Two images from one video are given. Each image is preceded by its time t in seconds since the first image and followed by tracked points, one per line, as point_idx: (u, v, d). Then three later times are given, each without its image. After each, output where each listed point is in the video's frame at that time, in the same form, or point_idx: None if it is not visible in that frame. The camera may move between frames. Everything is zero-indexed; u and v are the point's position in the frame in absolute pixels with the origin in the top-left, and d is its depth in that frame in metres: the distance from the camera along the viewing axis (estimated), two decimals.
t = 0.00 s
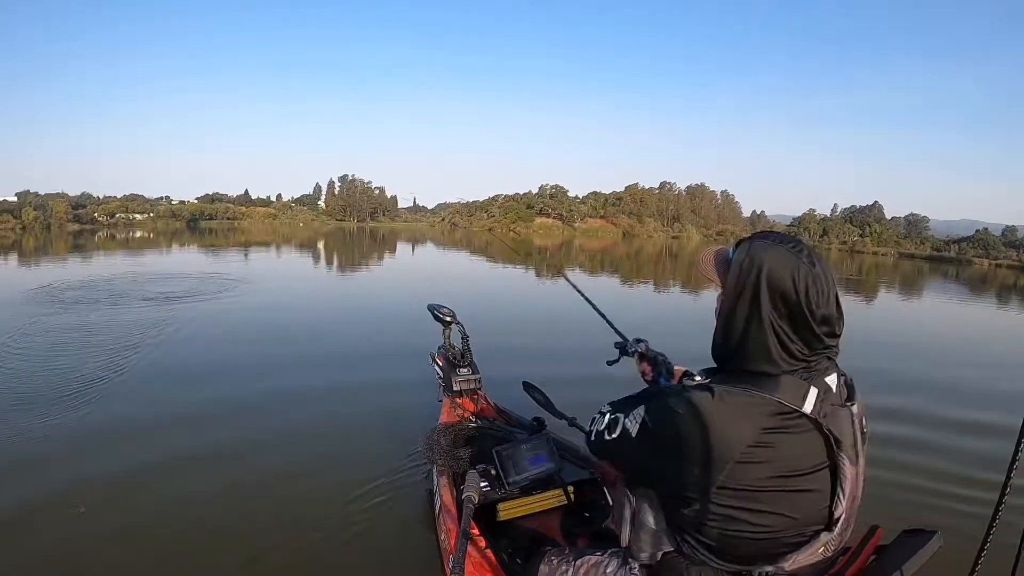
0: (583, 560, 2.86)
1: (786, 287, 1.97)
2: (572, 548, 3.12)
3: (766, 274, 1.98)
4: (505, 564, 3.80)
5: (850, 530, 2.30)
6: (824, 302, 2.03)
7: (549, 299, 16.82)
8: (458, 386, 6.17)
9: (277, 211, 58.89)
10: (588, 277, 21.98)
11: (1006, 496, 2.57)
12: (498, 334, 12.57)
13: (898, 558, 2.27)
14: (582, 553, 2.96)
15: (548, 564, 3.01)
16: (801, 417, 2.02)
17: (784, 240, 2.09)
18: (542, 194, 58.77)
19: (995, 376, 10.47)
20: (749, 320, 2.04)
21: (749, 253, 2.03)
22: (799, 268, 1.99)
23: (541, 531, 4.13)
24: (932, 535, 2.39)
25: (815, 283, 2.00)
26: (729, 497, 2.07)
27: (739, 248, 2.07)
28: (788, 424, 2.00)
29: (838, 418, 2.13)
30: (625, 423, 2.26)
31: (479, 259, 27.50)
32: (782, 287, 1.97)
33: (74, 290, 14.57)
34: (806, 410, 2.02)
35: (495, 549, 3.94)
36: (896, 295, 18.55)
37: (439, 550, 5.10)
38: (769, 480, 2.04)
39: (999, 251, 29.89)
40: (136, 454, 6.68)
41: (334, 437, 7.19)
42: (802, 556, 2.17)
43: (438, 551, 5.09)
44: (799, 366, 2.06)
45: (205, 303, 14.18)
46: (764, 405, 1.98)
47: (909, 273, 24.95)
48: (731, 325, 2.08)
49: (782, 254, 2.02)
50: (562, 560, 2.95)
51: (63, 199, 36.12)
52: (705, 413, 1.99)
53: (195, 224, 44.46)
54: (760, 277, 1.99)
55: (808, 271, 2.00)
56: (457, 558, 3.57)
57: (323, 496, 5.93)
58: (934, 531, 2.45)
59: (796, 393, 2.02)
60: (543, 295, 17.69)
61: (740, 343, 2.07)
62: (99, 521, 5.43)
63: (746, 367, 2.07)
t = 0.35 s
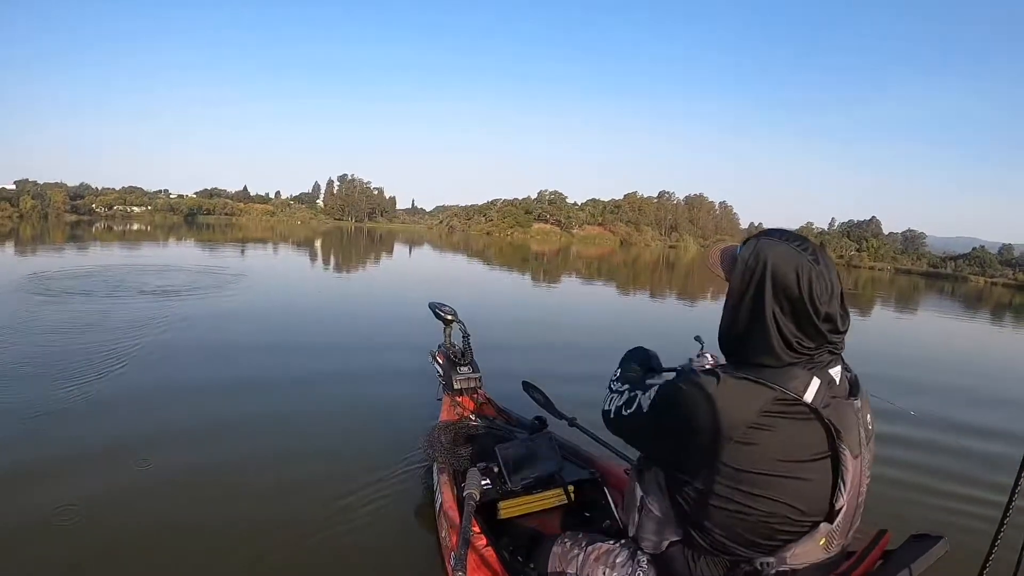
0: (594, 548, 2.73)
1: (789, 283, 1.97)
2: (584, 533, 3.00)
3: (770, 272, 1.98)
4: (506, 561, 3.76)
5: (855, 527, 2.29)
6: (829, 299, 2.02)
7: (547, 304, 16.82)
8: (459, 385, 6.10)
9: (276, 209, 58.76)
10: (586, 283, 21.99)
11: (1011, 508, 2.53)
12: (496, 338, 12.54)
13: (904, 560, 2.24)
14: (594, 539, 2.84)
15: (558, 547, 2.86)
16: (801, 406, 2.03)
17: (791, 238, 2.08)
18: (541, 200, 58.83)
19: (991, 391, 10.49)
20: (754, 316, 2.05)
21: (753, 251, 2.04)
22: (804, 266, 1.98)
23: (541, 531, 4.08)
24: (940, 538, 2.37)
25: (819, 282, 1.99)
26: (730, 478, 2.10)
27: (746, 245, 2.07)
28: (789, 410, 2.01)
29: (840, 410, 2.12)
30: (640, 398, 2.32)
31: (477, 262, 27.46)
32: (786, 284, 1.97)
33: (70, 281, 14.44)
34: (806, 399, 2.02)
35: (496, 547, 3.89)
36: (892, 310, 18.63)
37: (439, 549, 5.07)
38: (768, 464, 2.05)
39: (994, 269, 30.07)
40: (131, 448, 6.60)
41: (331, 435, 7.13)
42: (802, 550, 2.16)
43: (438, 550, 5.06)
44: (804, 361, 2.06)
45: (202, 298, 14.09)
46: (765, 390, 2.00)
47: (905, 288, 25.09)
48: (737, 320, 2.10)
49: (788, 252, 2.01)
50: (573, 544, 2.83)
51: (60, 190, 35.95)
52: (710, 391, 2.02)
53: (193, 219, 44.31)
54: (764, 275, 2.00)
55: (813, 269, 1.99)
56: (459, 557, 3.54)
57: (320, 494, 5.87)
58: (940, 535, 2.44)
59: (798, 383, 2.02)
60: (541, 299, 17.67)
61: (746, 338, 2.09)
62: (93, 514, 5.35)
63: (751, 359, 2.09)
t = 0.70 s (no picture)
0: (584, 563, 2.83)
1: (806, 286, 1.94)
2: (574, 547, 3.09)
3: (783, 274, 1.94)
4: (505, 564, 3.84)
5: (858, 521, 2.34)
6: (840, 301, 2.01)
7: (548, 295, 16.84)
8: (459, 387, 6.15)
9: (275, 213, 58.88)
10: (587, 272, 21.98)
11: (1005, 499, 2.57)
12: (497, 332, 12.55)
13: (896, 558, 2.27)
14: (583, 554, 2.92)
15: (549, 566, 2.96)
16: (822, 404, 2.05)
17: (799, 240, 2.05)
18: (540, 190, 58.74)
19: (996, 362, 10.43)
20: (767, 320, 2.01)
21: (764, 252, 2.00)
22: (816, 266, 1.97)
23: (540, 532, 4.14)
24: (932, 533, 2.39)
25: (830, 282, 1.97)
26: (769, 497, 2.07)
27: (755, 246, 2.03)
28: (815, 414, 2.03)
29: (848, 406, 2.18)
30: (649, 449, 2.16)
31: (477, 256, 27.48)
32: (800, 286, 1.94)
33: (73, 296, 14.55)
34: (827, 397, 2.04)
35: (495, 551, 3.96)
36: (895, 284, 18.56)
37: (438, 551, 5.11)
38: (804, 471, 2.05)
39: (997, 238, 29.87)
40: (137, 459, 6.68)
41: (334, 439, 7.18)
42: (820, 543, 2.21)
43: (438, 552, 5.09)
44: (818, 363, 2.05)
45: (204, 307, 14.17)
46: (793, 395, 2.00)
47: (909, 262, 24.97)
48: (748, 324, 2.06)
49: (799, 253, 1.99)
50: (563, 562, 2.91)
51: (60, 206, 36.14)
52: (735, 416, 1.98)
53: (193, 227, 44.46)
54: (778, 277, 1.96)
55: (824, 269, 1.97)
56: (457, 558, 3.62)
57: (324, 498, 5.92)
58: (934, 530, 2.45)
59: (816, 382, 2.04)
60: (542, 290, 17.66)
61: (759, 342, 2.04)
62: (102, 527, 5.43)
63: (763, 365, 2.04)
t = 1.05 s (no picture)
0: (591, 560, 2.81)
1: (836, 290, 1.95)
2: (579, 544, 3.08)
3: (814, 277, 1.95)
4: (506, 563, 3.81)
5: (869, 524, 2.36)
6: (867, 305, 2.03)
7: (547, 297, 16.83)
8: (458, 386, 6.10)
9: (272, 210, 58.70)
10: (585, 274, 21.97)
11: (1011, 502, 2.55)
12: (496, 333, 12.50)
13: (901, 562, 2.26)
14: (589, 550, 2.92)
15: (554, 561, 2.94)
16: (844, 410, 2.06)
17: (826, 245, 2.07)
18: (537, 191, 58.74)
19: (993, 370, 10.46)
20: (796, 323, 2.01)
21: (794, 255, 2.00)
22: (845, 270, 1.98)
23: (540, 532, 4.13)
24: (936, 534, 2.39)
25: (859, 286, 1.99)
26: (802, 509, 2.04)
27: (786, 248, 2.03)
28: (837, 420, 2.03)
29: (865, 411, 2.20)
30: (679, 482, 2.09)
31: (475, 257, 27.44)
32: (830, 290, 1.95)
33: (68, 291, 14.46)
34: (848, 403, 2.06)
35: (495, 548, 3.93)
36: (891, 291, 18.62)
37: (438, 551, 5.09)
38: (832, 479, 2.05)
39: (992, 247, 30.03)
40: (132, 457, 6.63)
41: (331, 438, 7.13)
42: (835, 547, 2.21)
43: (438, 552, 5.06)
44: (844, 368, 2.07)
45: (201, 304, 14.09)
46: (819, 404, 2.00)
47: (905, 270, 25.07)
48: (776, 327, 2.06)
49: (828, 256, 2.00)
50: (569, 558, 2.89)
51: (56, 201, 35.90)
52: (764, 432, 1.96)
53: (189, 224, 44.27)
54: (808, 280, 1.97)
55: (853, 273, 1.99)
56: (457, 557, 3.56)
57: (320, 498, 5.87)
58: (936, 530, 2.46)
59: (839, 388, 2.05)
60: (540, 292, 17.64)
61: (785, 346, 2.04)
62: (95, 525, 5.39)
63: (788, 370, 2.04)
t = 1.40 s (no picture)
0: (589, 559, 2.80)
1: (837, 283, 1.96)
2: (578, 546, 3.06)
3: (817, 268, 1.96)
4: (506, 564, 3.83)
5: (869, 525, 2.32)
6: (868, 300, 2.03)
7: (548, 293, 16.86)
8: (458, 386, 6.10)
9: (272, 214, 58.78)
10: (585, 270, 21.96)
11: (1010, 498, 2.55)
12: (496, 331, 12.48)
13: (899, 562, 2.26)
14: (588, 551, 2.90)
15: (552, 561, 2.95)
16: (848, 419, 1.98)
17: (831, 239, 2.07)
18: (536, 188, 58.75)
19: (994, 356, 10.43)
20: (796, 313, 2.02)
21: (799, 246, 2.01)
22: (847, 264, 1.99)
23: (540, 532, 4.11)
24: (937, 536, 2.38)
25: (861, 281, 2.00)
26: (826, 522, 1.98)
27: (790, 241, 2.04)
28: (844, 430, 1.96)
29: (864, 413, 2.14)
30: (715, 541, 1.94)
31: (475, 255, 27.41)
32: (832, 281, 1.96)
33: (68, 300, 14.47)
34: (851, 408, 1.97)
35: (495, 549, 3.96)
36: (892, 279, 18.61)
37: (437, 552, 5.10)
38: (848, 484, 1.99)
39: (993, 232, 30.00)
40: (134, 464, 6.63)
41: (332, 442, 7.13)
42: (836, 552, 2.17)
43: (439, 555, 5.05)
44: (844, 364, 2.05)
45: (200, 310, 14.08)
46: (826, 411, 1.93)
47: (905, 257, 25.06)
48: (775, 319, 2.07)
49: (832, 250, 2.00)
50: (568, 558, 2.89)
51: (56, 210, 36.02)
52: (778, 452, 1.88)
53: (189, 229, 44.37)
54: (812, 270, 1.98)
55: (855, 268, 2.00)
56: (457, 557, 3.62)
57: (323, 502, 5.87)
58: (938, 531, 2.45)
59: (841, 393, 1.98)
60: (540, 289, 17.61)
61: (784, 335, 2.05)
62: (99, 533, 5.41)
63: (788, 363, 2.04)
